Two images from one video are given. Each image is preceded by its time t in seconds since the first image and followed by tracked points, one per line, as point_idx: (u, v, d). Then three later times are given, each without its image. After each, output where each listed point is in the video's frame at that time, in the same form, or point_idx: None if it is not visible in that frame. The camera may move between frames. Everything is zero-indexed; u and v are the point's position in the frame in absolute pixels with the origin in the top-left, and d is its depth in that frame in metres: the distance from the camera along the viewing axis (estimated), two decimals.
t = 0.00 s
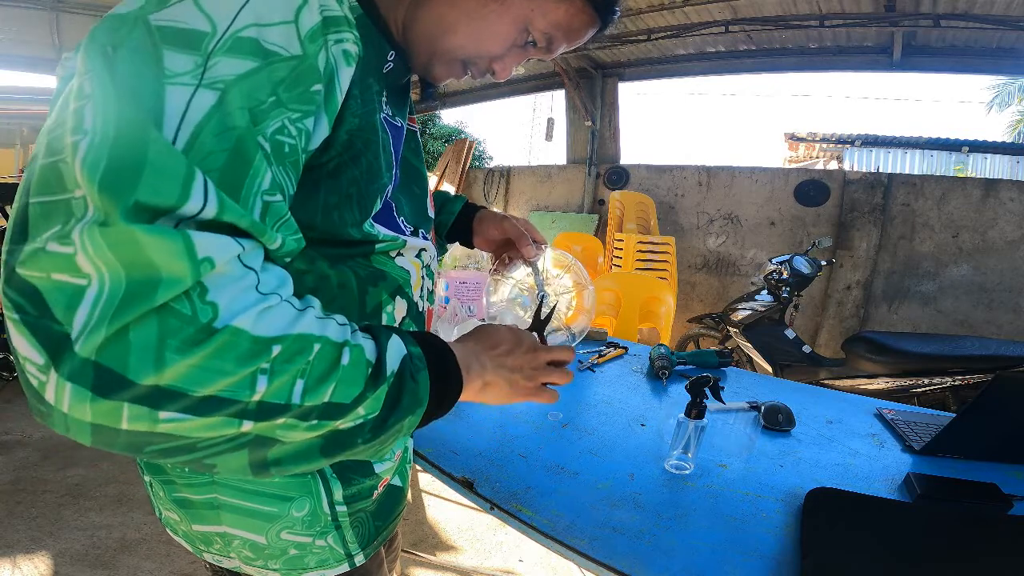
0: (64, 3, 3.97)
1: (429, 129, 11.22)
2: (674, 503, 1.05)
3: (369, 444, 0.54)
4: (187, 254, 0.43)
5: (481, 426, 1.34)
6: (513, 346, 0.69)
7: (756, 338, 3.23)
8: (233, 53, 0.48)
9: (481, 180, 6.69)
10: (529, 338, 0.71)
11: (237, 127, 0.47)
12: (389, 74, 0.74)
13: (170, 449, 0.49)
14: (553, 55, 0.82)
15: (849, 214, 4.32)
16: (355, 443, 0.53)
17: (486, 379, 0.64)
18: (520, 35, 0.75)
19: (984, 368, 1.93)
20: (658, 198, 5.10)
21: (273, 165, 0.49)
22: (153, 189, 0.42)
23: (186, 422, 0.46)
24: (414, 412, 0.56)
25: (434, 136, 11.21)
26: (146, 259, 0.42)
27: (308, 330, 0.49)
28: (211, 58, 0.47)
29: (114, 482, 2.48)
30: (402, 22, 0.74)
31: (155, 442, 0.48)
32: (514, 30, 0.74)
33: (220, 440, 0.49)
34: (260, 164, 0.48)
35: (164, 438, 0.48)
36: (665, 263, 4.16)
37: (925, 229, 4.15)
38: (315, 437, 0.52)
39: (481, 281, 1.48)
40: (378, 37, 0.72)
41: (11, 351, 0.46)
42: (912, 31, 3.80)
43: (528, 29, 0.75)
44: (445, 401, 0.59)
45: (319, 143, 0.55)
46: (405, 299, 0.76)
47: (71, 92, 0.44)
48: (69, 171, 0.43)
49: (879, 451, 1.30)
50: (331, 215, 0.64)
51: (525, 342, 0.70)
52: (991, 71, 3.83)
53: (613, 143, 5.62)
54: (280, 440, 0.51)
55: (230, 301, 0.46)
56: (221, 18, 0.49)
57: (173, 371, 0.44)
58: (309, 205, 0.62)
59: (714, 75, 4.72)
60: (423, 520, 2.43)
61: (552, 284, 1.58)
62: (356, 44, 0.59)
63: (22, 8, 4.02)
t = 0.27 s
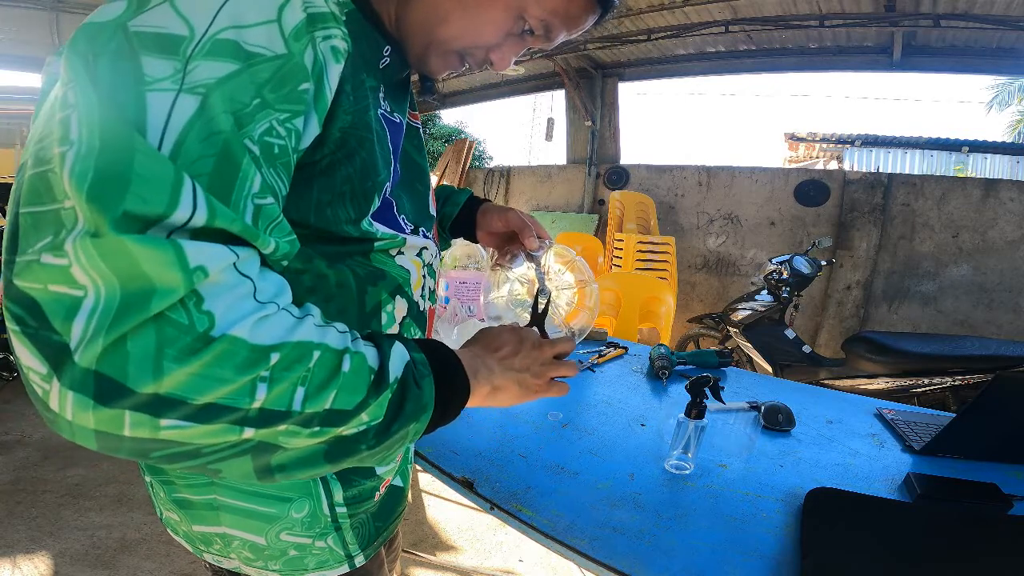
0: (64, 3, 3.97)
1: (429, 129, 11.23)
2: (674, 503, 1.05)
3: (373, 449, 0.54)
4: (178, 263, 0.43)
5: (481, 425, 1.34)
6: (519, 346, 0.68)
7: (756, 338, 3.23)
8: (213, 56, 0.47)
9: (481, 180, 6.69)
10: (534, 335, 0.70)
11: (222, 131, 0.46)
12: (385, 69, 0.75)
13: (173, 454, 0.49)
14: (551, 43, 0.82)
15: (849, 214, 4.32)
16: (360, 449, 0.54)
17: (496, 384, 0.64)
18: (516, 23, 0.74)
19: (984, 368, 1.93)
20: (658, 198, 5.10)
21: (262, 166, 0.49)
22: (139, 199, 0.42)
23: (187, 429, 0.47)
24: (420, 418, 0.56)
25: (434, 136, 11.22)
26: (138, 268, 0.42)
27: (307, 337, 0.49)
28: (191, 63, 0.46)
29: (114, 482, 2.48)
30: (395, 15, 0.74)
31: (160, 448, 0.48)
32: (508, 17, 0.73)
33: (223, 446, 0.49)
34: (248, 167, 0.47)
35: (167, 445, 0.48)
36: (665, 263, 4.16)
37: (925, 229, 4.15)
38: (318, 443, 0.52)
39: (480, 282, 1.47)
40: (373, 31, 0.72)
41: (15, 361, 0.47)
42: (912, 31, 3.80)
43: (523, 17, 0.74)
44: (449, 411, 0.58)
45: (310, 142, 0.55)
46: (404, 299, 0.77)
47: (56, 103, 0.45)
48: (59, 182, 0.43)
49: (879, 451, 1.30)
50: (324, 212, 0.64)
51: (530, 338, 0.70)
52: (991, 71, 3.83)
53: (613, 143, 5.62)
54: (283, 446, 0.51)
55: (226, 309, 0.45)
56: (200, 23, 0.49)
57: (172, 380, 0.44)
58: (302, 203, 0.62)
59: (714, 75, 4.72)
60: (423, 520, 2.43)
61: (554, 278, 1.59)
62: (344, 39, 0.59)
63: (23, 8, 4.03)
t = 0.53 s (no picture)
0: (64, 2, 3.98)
1: (429, 129, 11.23)
2: (674, 502, 1.05)
3: (372, 456, 0.54)
4: (165, 259, 0.42)
5: (481, 426, 1.34)
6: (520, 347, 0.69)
7: (756, 338, 3.23)
8: (201, 53, 0.47)
9: (481, 180, 6.69)
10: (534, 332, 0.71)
11: (210, 127, 0.46)
12: (382, 66, 0.75)
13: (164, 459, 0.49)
14: (550, 37, 0.81)
15: (849, 214, 4.32)
16: (358, 455, 0.53)
17: (501, 388, 0.64)
18: (514, 18, 0.74)
19: (984, 368, 1.93)
20: (658, 198, 5.10)
21: (252, 162, 0.49)
22: (122, 193, 0.42)
23: (177, 432, 0.46)
24: (421, 424, 0.56)
25: (433, 136, 11.22)
26: (121, 263, 0.41)
27: (301, 338, 0.49)
28: (177, 59, 0.47)
29: (114, 482, 2.48)
30: (391, 11, 0.74)
31: (148, 451, 0.48)
32: (507, 12, 0.73)
33: (214, 450, 0.49)
34: (237, 162, 0.47)
35: (156, 447, 0.47)
36: (665, 263, 4.16)
37: (925, 229, 4.15)
38: (313, 448, 0.51)
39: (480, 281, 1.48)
40: (369, 28, 0.72)
41: None
42: (912, 31, 3.80)
43: (521, 12, 0.73)
44: (451, 417, 0.59)
45: (303, 139, 0.55)
46: (403, 299, 0.77)
47: (43, 101, 0.45)
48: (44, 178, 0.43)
49: (879, 451, 1.30)
50: (321, 211, 0.64)
51: (531, 337, 0.70)
52: (991, 71, 3.83)
53: (613, 143, 5.62)
54: (277, 451, 0.50)
55: (216, 308, 0.45)
56: (187, 19, 0.49)
57: (160, 380, 0.44)
58: (297, 202, 0.62)
59: (715, 75, 4.72)
60: (423, 520, 2.43)
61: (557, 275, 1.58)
62: (337, 36, 0.60)
63: (22, 8, 4.03)
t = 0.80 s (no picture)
0: (64, 2, 3.98)
1: (429, 129, 11.23)
2: (674, 503, 1.05)
3: (358, 450, 0.54)
4: (151, 260, 0.42)
5: (481, 425, 1.34)
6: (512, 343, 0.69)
7: (756, 338, 3.23)
8: (193, 53, 0.47)
9: (481, 180, 6.69)
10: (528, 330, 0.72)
11: (201, 127, 0.46)
12: (379, 66, 0.74)
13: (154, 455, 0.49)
14: (550, 37, 0.81)
15: (849, 214, 4.32)
16: (343, 449, 0.53)
17: (487, 382, 0.64)
18: (514, 17, 0.74)
19: (984, 368, 1.93)
20: (658, 198, 5.10)
21: (244, 163, 0.49)
22: (111, 193, 0.41)
23: (164, 429, 0.46)
24: (407, 417, 0.56)
25: (433, 136, 11.22)
26: (108, 265, 0.41)
27: (288, 336, 0.48)
28: (170, 60, 0.47)
29: (114, 482, 2.48)
30: (390, 10, 0.74)
31: (135, 448, 0.48)
32: (505, 11, 0.73)
33: (203, 446, 0.49)
34: (228, 163, 0.47)
35: (144, 445, 0.47)
36: (665, 263, 4.16)
37: (925, 229, 4.15)
38: (300, 443, 0.51)
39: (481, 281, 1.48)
40: (367, 28, 0.71)
41: None
42: (912, 31, 3.80)
43: (520, 11, 0.73)
44: (435, 411, 0.58)
45: (296, 139, 0.55)
46: (402, 299, 0.77)
47: (35, 102, 0.45)
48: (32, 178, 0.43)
49: (879, 451, 1.30)
50: (318, 211, 0.64)
51: (523, 335, 0.71)
52: (991, 71, 3.83)
53: (613, 143, 5.62)
54: (265, 447, 0.50)
55: (203, 308, 0.45)
56: (181, 20, 0.49)
57: (148, 378, 0.44)
58: (294, 201, 0.62)
59: (715, 75, 4.72)
60: (423, 521, 2.43)
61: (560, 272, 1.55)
62: (333, 36, 0.60)
63: (23, 8, 4.03)
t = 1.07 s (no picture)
0: (64, 3, 3.98)
1: (429, 129, 11.26)
2: (673, 503, 1.05)
3: (356, 448, 0.54)
4: (152, 262, 0.42)
5: (481, 425, 1.34)
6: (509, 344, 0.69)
7: (756, 338, 3.23)
8: (191, 57, 0.47)
9: (481, 180, 6.70)
10: (524, 327, 0.72)
11: (199, 131, 0.46)
12: (377, 68, 0.75)
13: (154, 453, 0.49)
14: (548, 38, 0.82)
15: (849, 214, 4.32)
16: (342, 448, 0.53)
17: (484, 381, 0.64)
18: (512, 18, 0.75)
19: (984, 368, 1.93)
20: (658, 198, 5.10)
21: (241, 165, 0.49)
22: (112, 196, 0.42)
23: (163, 428, 0.46)
24: (404, 416, 0.56)
25: (433, 136, 11.24)
26: (110, 266, 0.41)
27: (287, 336, 0.48)
28: (167, 63, 0.46)
29: (114, 482, 2.48)
30: (387, 13, 0.74)
31: (135, 445, 0.48)
32: (503, 13, 0.73)
33: (201, 445, 0.49)
34: (226, 166, 0.47)
35: (144, 442, 0.48)
36: (665, 263, 4.15)
37: (925, 229, 4.15)
38: (299, 441, 0.51)
39: (481, 282, 1.48)
40: (364, 30, 0.72)
41: None
42: (912, 31, 3.80)
43: (518, 12, 0.74)
44: (434, 410, 0.59)
45: (292, 141, 0.55)
46: (399, 300, 0.77)
47: (36, 104, 0.45)
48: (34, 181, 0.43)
49: (879, 451, 1.30)
50: (315, 213, 0.64)
51: (518, 334, 0.71)
52: (990, 71, 3.83)
53: (613, 143, 5.62)
54: (264, 445, 0.50)
55: (203, 308, 0.45)
56: (177, 23, 0.49)
57: (147, 377, 0.44)
58: (292, 202, 0.62)
59: (715, 75, 4.72)
60: (423, 520, 2.43)
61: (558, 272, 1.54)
62: (329, 38, 0.60)
63: (23, 8, 4.04)
